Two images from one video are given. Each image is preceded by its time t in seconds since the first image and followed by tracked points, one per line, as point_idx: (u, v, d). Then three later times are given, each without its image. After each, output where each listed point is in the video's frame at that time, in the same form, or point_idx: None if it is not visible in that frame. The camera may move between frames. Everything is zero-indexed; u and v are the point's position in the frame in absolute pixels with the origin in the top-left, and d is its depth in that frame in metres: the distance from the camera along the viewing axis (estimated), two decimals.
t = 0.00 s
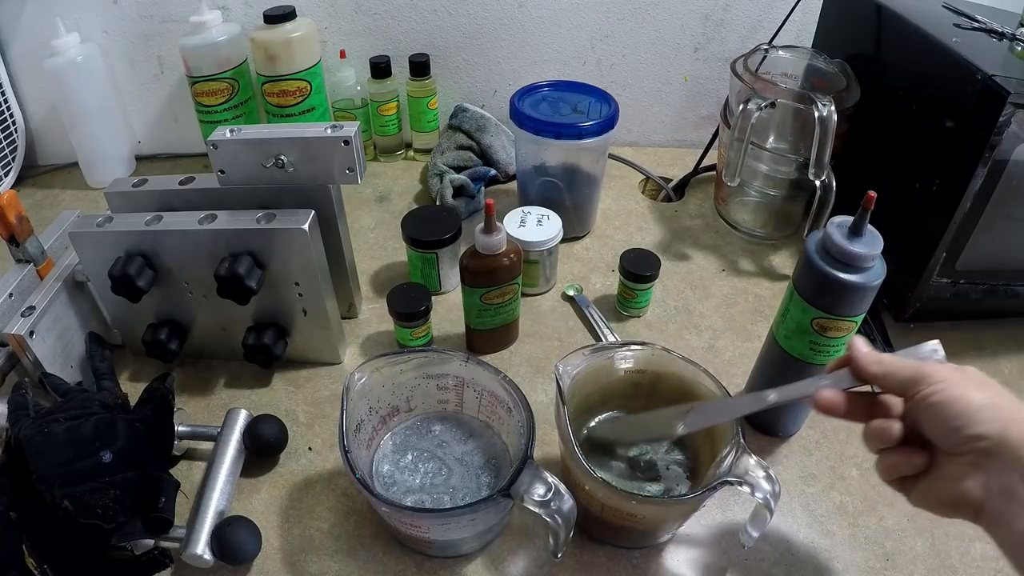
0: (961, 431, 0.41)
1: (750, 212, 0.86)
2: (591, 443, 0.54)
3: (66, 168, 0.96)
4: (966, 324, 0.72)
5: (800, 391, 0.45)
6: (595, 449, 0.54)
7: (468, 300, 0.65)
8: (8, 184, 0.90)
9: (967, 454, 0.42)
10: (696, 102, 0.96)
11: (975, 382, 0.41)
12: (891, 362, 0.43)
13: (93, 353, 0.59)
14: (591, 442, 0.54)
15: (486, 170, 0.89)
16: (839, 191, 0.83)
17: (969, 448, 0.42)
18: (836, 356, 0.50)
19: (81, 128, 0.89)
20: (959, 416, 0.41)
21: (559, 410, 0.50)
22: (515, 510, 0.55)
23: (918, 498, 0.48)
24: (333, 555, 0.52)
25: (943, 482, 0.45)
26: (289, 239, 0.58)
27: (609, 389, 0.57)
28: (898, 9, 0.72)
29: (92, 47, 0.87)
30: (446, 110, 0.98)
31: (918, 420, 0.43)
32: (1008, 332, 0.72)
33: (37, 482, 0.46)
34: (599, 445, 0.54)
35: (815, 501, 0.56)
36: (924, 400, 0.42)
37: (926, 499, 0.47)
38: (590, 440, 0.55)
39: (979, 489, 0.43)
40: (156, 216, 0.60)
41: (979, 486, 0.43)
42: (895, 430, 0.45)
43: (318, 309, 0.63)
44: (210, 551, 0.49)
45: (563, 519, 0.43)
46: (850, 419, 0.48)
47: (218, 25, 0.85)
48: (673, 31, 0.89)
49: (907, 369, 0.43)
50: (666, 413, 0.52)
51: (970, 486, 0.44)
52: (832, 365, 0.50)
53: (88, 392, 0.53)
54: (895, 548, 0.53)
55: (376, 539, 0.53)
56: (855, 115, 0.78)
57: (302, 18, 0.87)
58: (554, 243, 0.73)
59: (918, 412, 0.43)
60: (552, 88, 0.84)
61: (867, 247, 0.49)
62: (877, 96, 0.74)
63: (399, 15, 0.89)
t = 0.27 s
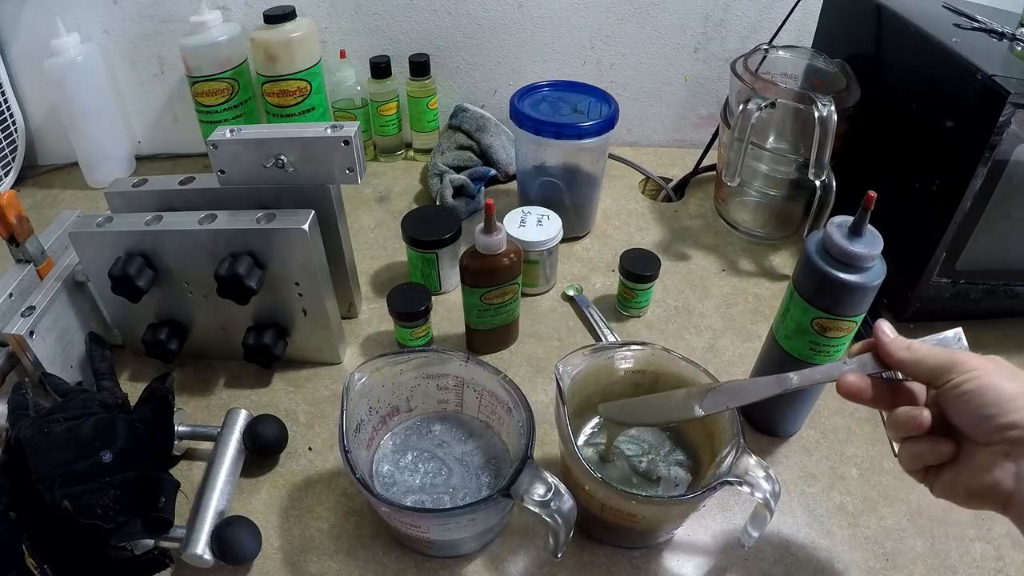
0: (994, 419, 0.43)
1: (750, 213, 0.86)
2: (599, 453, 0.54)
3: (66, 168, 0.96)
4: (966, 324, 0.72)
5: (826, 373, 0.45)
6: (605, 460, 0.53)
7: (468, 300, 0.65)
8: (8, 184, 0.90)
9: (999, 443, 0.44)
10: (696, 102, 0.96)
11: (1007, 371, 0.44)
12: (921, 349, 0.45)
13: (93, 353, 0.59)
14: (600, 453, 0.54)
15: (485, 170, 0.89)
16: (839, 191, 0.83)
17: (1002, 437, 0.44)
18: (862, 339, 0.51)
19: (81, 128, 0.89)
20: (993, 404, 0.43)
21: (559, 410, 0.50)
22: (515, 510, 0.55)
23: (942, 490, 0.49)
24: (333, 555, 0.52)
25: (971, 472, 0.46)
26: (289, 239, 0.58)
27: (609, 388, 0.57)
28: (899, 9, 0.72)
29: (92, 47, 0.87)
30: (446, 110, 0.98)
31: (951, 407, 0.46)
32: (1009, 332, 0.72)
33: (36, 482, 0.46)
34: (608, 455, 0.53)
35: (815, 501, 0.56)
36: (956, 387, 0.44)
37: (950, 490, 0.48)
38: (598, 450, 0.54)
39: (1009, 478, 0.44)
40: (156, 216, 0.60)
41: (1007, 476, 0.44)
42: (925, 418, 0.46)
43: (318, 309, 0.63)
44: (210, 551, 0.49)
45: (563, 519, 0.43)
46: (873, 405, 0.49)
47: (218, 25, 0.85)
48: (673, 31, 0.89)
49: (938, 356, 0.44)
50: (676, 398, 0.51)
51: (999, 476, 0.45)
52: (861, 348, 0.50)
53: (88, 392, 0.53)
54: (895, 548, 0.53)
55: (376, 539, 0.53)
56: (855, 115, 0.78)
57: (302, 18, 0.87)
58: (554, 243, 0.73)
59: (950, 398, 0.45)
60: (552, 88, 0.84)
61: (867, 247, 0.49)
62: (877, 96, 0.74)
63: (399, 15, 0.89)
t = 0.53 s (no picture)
0: (1001, 415, 0.43)
1: (750, 213, 0.86)
2: (602, 456, 0.53)
3: (66, 168, 0.96)
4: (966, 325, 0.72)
5: (831, 368, 0.45)
6: (607, 462, 0.53)
7: (468, 300, 0.65)
8: (8, 184, 0.90)
9: (1006, 439, 0.44)
10: (696, 102, 0.96)
11: (1013, 366, 0.44)
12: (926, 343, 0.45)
13: (92, 353, 0.59)
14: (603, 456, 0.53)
15: (486, 170, 0.89)
16: (839, 191, 0.83)
17: (1008, 433, 0.44)
18: (867, 336, 0.51)
19: (81, 128, 0.89)
20: (999, 400, 0.43)
21: (559, 410, 0.50)
22: (515, 510, 0.55)
23: (948, 486, 0.50)
24: (333, 554, 0.52)
25: (977, 468, 0.47)
26: (289, 239, 0.58)
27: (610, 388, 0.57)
28: (898, 9, 0.72)
29: (92, 47, 0.87)
30: (446, 110, 0.98)
31: (957, 403, 0.46)
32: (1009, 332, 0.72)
33: (36, 482, 0.46)
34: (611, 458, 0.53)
35: (815, 501, 0.56)
36: (961, 382, 0.44)
37: (956, 486, 0.49)
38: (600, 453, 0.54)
39: (1014, 475, 0.44)
40: (156, 216, 0.60)
41: (1013, 473, 0.45)
42: (927, 413, 0.46)
43: (318, 309, 0.63)
44: (210, 551, 0.49)
45: (563, 519, 0.43)
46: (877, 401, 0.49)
47: (218, 25, 0.85)
48: (673, 31, 0.89)
49: (944, 350, 0.45)
50: (678, 396, 0.51)
51: (1004, 473, 0.45)
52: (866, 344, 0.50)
53: (88, 392, 0.53)
54: (895, 548, 0.53)
55: (377, 539, 0.53)
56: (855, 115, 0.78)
57: (302, 19, 0.87)
58: (554, 243, 0.73)
59: (955, 394, 0.45)
60: (552, 88, 0.84)
61: (867, 247, 0.49)
62: (877, 96, 0.74)
63: (399, 15, 0.89)
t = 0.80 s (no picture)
0: (1007, 405, 0.43)
1: (750, 213, 0.86)
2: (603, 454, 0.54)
3: (66, 168, 0.96)
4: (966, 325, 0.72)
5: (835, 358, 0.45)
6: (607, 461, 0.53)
7: (468, 300, 0.65)
8: (8, 184, 0.90)
9: (1012, 429, 0.44)
10: (696, 102, 0.96)
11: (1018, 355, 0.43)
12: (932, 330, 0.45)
13: (92, 353, 0.59)
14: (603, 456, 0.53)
15: (486, 170, 0.89)
16: (839, 191, 0.83)
17: (1015, 422, 0.43)
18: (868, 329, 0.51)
19: (82, 128, 0.89)
20: (1006, 388, 0.43)
21: (559, 411, 0.50)
22: (515, 510, 0.55)
23: (953, 477, 0.49)
24: (333, 554, 0.52)
25: (983, 459, 0.46)
26: (289, 239, 0.58)
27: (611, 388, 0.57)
28: (898, 9, 0.72)
29: (92, 47, 0.87)
30: (446, 110, 0.98)
31: (962, 392, 0.45)
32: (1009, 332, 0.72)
33: (36, 482, 0.46)
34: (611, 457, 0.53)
35: (815, 501, 0.56)
36: (967, 370, 0.44)
37: (962, 478, 0.49)
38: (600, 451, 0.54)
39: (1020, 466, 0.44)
40: (156, 216, 0.60)
41: (1019, 463, 0.44)
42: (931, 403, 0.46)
43: (318, 309, 0.63)
44: (210, 551, 0.49)
45: (563, 519, 0.43)
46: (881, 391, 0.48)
47: (218, 25, 0.85)
48: (673, 31, 0.89)
49: (949, 338, 0.45)
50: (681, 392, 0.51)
51: (1010, 463, 0.45)
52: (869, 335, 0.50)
53: (88, 392, 0.53)
54: (895, 548, 0.53)
55: (377, 539, 0.53)
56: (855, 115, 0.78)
57: (302, 18, 0.87)
58: (554, 243, 0.73)
59: (962, 382, 0.45)
60: (552, 88, 0.84)
61: (867, 247, 0.49)
62: (877, 96, 0.74)
63: (399, 15, 0.89)
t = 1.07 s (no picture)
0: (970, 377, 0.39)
1: (750, 213, 0.86)
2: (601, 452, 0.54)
3: (66, 168, 0.96)
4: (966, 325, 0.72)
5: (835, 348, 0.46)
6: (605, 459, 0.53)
7: (468, 300, 0.65)
8: (8, 184, 0.90)
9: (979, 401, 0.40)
10: (696, 102, 0.96)
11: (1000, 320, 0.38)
12: (914, 273, 0.37)
13: (92, 353, 0.59)
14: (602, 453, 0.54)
15: (486, 170, 0.89)
16: (839, 190, 0.83)
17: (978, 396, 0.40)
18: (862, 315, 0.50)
19: (82, 128, 0.89)
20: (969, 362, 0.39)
21: (559, 411, 0.50)
22: (516, 510, 0.55)
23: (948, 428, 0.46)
24: (333, 554, 0.52)
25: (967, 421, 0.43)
26: (289, 239, 0.58)
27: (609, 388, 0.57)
28: (898, 9, 0.72)
29: (92, 47, 0.87)
30: (446, 110, 0.98)
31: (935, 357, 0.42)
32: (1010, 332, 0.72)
33: (36, 482, 0.46)
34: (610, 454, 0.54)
35: (815, 501, 0.56)
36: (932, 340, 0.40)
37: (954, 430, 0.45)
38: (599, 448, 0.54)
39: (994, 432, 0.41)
40: (156, 216, 0.60)
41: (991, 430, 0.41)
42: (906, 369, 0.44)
43: (318, 309, 0.63)
44: (210, 551, 0.49)
45: (563, 519, 0.43)
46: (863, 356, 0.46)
47: (218, 25, 0.85)
48: (674, 31, 0.89)
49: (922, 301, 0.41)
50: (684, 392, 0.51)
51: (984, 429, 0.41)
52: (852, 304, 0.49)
53: (88, 392, 0.53)
54: (895, 548, 0.53)
55: (376, 539, 0.53)
56: (855, 115, 0.78)
57: (302, 19, 0.87)
58: (554, 243, 0.73)
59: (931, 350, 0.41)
60: (552, 88, 0.84)
61: (867, 247, 0.49)
62: (877, 96, 0.74)
63: (399, 15, 0.89)
